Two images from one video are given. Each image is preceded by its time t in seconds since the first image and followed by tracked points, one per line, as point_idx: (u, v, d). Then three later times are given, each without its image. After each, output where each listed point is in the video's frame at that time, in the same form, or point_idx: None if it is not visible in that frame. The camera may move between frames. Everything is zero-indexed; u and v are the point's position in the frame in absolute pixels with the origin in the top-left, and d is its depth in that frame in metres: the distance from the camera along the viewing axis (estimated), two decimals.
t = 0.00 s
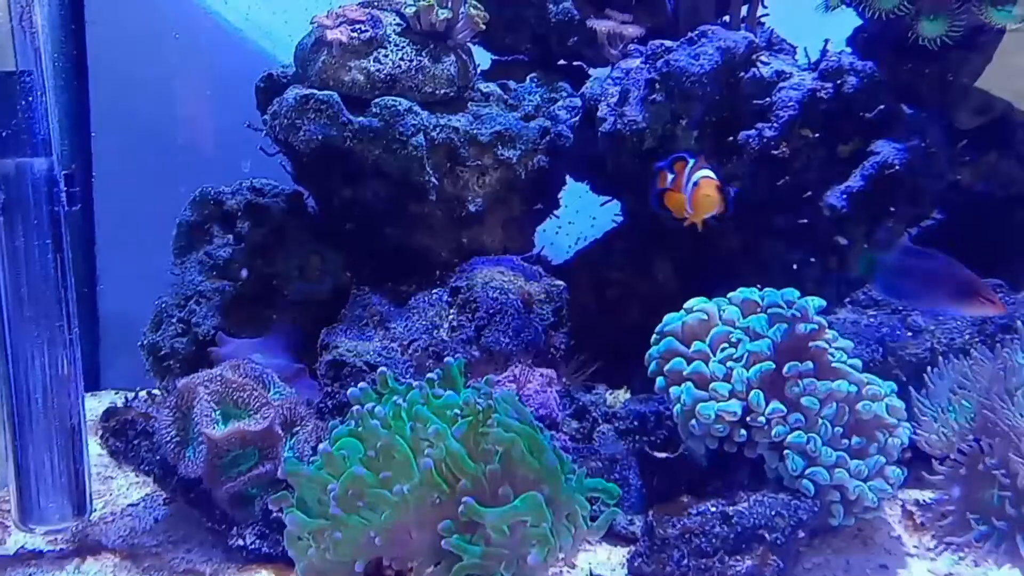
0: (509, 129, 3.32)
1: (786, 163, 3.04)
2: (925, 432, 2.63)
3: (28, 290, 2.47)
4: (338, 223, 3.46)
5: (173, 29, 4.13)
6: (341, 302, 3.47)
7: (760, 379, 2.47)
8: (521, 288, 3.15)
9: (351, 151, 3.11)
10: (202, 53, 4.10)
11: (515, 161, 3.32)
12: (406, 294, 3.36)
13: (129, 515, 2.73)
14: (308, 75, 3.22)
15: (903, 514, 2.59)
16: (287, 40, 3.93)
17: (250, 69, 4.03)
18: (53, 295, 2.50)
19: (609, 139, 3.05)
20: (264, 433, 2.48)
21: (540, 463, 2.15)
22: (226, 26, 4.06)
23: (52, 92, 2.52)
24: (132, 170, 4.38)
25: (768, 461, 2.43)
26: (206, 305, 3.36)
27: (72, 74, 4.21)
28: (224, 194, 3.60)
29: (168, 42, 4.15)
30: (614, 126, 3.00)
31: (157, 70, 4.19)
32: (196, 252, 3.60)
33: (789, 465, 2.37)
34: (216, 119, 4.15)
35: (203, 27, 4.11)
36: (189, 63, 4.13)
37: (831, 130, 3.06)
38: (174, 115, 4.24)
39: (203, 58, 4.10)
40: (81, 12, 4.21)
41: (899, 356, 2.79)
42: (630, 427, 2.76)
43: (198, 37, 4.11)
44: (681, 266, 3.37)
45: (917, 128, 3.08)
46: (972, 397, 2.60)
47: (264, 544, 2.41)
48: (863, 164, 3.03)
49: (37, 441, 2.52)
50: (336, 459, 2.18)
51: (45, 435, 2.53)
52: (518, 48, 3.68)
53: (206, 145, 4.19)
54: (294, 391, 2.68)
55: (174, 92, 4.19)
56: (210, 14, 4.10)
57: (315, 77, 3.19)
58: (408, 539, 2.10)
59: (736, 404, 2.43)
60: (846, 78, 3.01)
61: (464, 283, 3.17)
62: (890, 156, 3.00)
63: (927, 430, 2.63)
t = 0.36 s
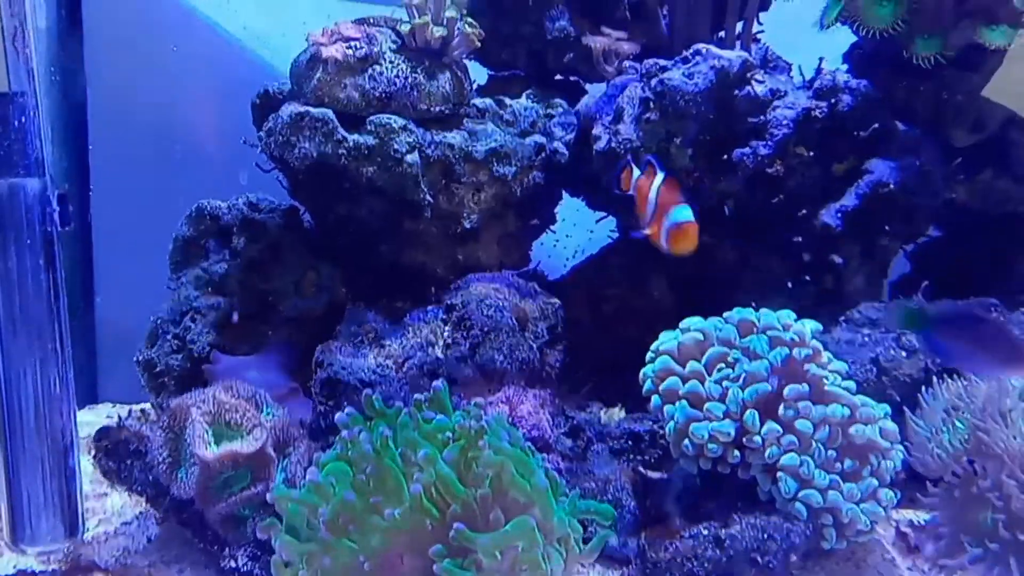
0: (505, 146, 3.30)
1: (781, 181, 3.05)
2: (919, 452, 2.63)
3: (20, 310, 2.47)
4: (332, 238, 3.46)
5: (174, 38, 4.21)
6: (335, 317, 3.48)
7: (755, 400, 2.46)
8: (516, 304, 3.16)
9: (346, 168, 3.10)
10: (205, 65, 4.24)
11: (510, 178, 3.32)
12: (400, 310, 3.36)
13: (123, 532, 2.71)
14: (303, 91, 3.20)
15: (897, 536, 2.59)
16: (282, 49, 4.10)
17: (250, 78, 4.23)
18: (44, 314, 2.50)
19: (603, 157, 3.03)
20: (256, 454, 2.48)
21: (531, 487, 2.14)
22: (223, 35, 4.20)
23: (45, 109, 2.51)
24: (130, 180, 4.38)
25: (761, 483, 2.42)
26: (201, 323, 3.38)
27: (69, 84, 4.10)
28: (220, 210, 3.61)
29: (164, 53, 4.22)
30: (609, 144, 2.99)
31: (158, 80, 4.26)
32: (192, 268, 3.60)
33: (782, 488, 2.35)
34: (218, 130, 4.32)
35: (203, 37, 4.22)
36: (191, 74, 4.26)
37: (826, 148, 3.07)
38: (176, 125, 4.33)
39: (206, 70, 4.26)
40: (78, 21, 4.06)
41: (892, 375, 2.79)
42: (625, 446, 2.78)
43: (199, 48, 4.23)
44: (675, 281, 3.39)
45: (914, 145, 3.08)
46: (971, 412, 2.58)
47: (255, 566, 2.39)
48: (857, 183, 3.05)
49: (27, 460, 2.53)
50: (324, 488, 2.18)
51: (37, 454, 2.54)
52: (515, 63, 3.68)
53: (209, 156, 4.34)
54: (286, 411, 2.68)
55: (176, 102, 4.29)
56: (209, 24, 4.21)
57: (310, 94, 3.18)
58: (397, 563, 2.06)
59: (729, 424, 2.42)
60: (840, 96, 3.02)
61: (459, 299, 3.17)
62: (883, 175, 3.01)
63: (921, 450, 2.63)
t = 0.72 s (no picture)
0: (505, 177, 3.31)
1: (782, 214, 3.05)
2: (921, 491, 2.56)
3: (18, 347, 2.44)
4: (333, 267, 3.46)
5: (173, 64, 4.25)
6: (335, 347, 3.47)
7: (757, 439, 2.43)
8: (516, 337, 3.13)
9: (345, 200, 3.09)
10: (206, 89, 4.32)
11: (510, 209, 3.32)
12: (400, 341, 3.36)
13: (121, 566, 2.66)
14: (304, 122, 3.20)
15: None
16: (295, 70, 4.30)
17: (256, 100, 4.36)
18: (41, 352, 2.47)
19: (602, 191, 3.03)
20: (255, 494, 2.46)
21: (528, 531, 2.11)
22: (227, 57, 4.29)
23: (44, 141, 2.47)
24: (131, 204, 4.39)
25: (760, 524, 2.38)
26: (200, 355, 3.37)
27: (71, 112, 4.15)
28: (221, 237, 3.56)
29: (167, 79, 4.28)
30: (609, 178, 2.99)
31: (160, 107, 4.31)
32: (192, 296, 3.58)
33: (782, 529, 2.32)
34: (218, 153, 4.42)
35: (205, 62, 4.28)
36: (193, 99, 4.32)
37: (826, 181, 3.06)
38: (176, 150, 4.37)
39: (206, 94, 4.33)
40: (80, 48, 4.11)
41: (895, 413, 2.74)
42: (624, 480, 2.79)
43: (200, 72, 4.29)
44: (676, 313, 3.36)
45: (914, 179, 3.07)
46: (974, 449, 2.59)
47: None
48: (859, 217, 3.05)
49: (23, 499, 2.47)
50: (319, 533, 2.15)
51: (34, 492, 2.49)
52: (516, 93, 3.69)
53: (208, 177, 4.41)
54: (285, 448, 2.67)
55: (177, 128, 4.35)
56: (214, 45, 4.28)
57: (310, 126, 3.18)
58: None
59: (730, 463, 2.39)
60: (840, 129, 3.03)
61: (459, 332, 3.16)
62: (885, 209, 3.02)
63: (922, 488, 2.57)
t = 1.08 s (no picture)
0: (499, 199, 3.31)
1: (772, 239, 3.06)
2: (909, 518, 2.56)
3: (6, 364, 2.02)
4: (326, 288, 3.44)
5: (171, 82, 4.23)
6: (328, 368, 3.46)
7: (748, 468, 2.42)
8: (508, 360, 3.14)
9: (337, 223, 3.11)
10: (204, 108, 4.29)
11: (503, 230, 3.34)
12: (392, 363, 3.35)
13: None
14: (297, 146, 3.23)
15: None
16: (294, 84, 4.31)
17: (258, 117, 4.34)
18: (34, 373, 2.07)
19: (594, 215, 3.03)
20: (243, 520, 2.46)
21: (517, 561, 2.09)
22: (227, 73, 4.26)
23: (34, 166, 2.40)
24: (128, 223, 4.39)
25: (749, 552, 2.37)
26: (192, 376, 3.41)
27: (67, 133, 4.18)
28: (215, 257, 3.60)
29: (164, 98, 4.25)
30: (599, 203, 3.00)
31: (158, 124, 4.27)
32: (186, 315, 3.60)
33: (771, 557, 2.31)
34: (215, 168, 4.38)
35: (203, 79, 4.25)
36: (191, 117, 4.29)
37: (817, 206, 3.07)
38: (175, 169, 4.34)
39: (206, 112, 4.31)
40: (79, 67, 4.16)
41: (884, 437, 2.75)
42: (614, 503, 2.82)
43: (200, 90, 4.26)
44: (669, 336, 3.38)
45: (905, 203, 3.08)
46: (962, 475, 2.54)
47: None
48: (849, 241, 3.06)
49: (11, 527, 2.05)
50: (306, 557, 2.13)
51: (22, 524, 2.06)
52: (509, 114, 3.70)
53: (206, 196, 4.40)
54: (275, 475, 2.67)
55: (176, 145, 4.31)
56: (214, 62, 4.25)
57: (303, 150, 3.20)
58: None
59: (719, 490, 2.38)
60: (832, 154, 3.03)
61: (451, 354, 3.17)
62: (875, 233, 3.03)
63: (911, 515, 2.56)
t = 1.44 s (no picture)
0: (487, 228, 3.29)
1: (760, 269, 3.07)
2: (898, 554, 2.53)
3: None
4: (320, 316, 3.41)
5: (164, 106, 4.20)
6: (320, 395, 3.47)
7: (736, 505, 2.42)
8: (497, 390, 3.12)
9: (326, 253, 3.11)
10: (197, 131, 4.25)
11: (493, 260, 3.28)
12: (381, 391, 3.35)
13: None
14: (287, 175, 3.23)
15: None
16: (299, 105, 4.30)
17: (254, 137, 4.29)
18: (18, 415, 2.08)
19: (582, 245, 3.04)
20: (229, 555, 2.46)
21: None
22: (225, 94, 4.23)
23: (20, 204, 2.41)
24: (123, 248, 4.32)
25: None
26: (182, 404, 3.42)
27: (61, 159, 4.16)
28: (208, 284, 3.61)
29: (160, 121, 4.22)
30: (587, 233, 3.00)
31: (153, 148, 4.23)
32: (179, 341, 3.61)
33: None
34: (209, 190, 4.32)
35: (200, 101, 4.22)
36: (187, 140, 4.25)
37: (804, 235, 3.09)
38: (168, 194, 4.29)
39: (200, 136, 4.26)
40: (73, 91, 4.12)
41: (871, 470, 2.75)
42: (603, 535, 2.80)
43: (194, 113, 4.23)
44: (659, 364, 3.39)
45: (893, 234, 3.08)
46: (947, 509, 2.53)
47: None
48: (838, 269, 3.05)
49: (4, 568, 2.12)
50: None
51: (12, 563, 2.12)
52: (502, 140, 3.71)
53: (202, 219, 4.36)
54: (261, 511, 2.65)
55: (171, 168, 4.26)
56: (213, 82, 4.21)
57: (293, 180, 3.21)
58: None
59: (707, 527, 2.37)
60: (819, 184, 3.04)
61: (440, 384, 3.15)
62: (864, 263, 3.01)
63: (901, 552, 2.53)
